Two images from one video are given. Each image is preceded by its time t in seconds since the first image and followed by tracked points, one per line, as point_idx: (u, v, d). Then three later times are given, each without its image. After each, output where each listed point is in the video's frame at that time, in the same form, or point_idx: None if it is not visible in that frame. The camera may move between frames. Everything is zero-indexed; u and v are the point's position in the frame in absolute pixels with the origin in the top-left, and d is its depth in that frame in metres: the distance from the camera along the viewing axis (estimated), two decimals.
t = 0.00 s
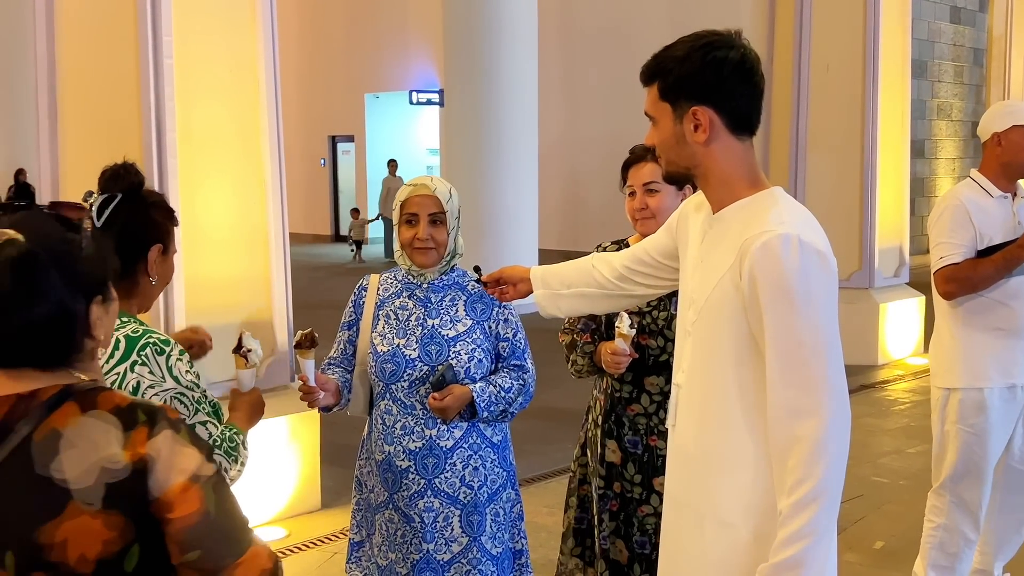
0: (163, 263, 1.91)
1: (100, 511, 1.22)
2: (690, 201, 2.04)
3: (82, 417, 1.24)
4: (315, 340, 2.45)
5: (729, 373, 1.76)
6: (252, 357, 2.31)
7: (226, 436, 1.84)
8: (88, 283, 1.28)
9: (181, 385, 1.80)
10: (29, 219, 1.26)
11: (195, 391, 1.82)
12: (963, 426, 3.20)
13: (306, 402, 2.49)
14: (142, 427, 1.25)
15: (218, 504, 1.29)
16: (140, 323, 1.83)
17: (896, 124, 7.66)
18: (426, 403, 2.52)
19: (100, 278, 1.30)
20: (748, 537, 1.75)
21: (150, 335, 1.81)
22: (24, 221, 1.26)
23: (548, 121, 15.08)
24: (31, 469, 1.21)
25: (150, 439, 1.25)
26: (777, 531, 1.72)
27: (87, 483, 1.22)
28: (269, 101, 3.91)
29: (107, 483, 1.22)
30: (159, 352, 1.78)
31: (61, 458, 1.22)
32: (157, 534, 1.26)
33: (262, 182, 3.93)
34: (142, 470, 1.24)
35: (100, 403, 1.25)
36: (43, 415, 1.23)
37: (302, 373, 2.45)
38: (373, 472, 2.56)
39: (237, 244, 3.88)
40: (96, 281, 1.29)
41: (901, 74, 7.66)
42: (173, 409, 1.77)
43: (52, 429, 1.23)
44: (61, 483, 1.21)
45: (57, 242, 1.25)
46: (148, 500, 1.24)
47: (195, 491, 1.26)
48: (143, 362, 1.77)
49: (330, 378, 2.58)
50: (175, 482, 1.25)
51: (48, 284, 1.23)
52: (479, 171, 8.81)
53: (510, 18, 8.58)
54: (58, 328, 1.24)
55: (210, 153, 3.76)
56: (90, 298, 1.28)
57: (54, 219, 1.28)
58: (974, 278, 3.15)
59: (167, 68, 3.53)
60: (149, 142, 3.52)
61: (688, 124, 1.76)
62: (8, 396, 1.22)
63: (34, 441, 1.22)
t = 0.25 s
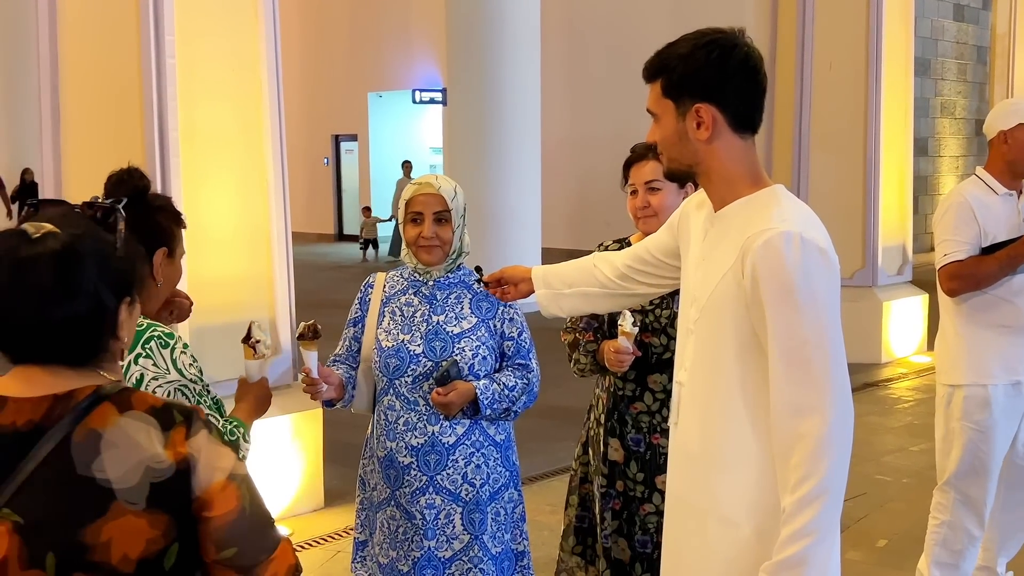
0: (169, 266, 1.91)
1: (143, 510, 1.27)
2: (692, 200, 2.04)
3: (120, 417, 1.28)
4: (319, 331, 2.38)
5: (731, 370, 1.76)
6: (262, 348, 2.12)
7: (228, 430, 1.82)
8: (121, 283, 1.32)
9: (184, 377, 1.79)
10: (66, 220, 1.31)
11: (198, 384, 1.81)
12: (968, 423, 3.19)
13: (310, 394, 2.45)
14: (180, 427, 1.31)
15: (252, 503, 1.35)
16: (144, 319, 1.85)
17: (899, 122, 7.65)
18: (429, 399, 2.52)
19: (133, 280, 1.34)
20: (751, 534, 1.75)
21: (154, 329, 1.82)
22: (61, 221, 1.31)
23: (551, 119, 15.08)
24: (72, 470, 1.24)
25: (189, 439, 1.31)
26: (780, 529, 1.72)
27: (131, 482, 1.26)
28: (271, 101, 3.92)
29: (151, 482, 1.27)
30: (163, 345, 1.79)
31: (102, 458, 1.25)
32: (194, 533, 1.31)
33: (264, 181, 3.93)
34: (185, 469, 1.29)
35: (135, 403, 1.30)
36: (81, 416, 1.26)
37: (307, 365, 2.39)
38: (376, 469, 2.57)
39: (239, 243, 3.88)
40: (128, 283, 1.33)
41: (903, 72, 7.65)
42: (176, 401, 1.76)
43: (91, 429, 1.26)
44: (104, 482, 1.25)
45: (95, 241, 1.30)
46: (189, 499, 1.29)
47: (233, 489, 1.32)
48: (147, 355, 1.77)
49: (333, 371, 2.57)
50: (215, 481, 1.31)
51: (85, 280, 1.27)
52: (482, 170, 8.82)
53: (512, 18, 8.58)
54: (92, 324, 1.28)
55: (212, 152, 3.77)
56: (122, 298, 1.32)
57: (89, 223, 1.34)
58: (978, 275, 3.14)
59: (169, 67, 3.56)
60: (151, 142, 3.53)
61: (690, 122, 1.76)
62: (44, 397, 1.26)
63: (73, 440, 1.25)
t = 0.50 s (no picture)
0: (169, 265, 1.91)
1: (160, 512, 1.27)
2: (692, 198, 2.04)
3: (134, 418, 1.27)
4: (318, 328, 2.37)
5: (732, 369, 1.75)
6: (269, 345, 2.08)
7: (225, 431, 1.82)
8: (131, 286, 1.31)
9: (182, 378, 1.79)
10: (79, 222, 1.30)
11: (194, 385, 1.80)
12: (972, 422, 3.19)
13: (310, 390, 2.44)
14: (192, 428, 1.31)
15: (265, 501, 1.35)
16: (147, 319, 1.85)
17: (901, 121, 7.64)
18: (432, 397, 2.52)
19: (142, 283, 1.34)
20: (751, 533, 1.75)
21: (152, 328, 1.81)
22: (73, 222, 1.31)
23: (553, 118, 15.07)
24: (87, 473, 1.24)
25: (202, 440, 1.31)
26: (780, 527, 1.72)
27: (147, 485, 1.26)
28: (273, 100, 3.92)
29: (168, 484, 1.27)
30: (162, 346, 1.79)
31: (118, 461, 1.25)
32: (208, 532, 1.31)
33: (266, 180, 3.93)
34: (201, 470, 1.29)
35: (146, 405, 1.29)
36: (94, 419, 1.26)
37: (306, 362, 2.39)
38: (377, 468, 2.57)
39: (240, 242, 3.88)
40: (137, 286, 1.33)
41: (906, 71, 7.64)
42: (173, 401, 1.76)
43: (105, 431, 1.26)
44: (119, 485, 1.25)
45: (106, 244, 1.29)
46: (205, 500, 1.30)
47: (246, 488, 1.32)
48: (146, 355, 1.77)
49: (334, 368, 2.57)
50: (230, 480, 1.31)
51: (97, 282, 1.26)
52: (484, 169, 8.81)
53: (514, 17, 8.58)
54: (103, 325, 1.27)
55: (214, 151, 3.77)
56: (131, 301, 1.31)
57: (102, 224, 1.33)
58: (983, 274, 3.14)
59: (171, 67, 3.55)
60: (153, 141, 3.54)
61: (696, 117, 1.76)
62: (56, 401, 1.25)
63: (87, 443, 1.25)
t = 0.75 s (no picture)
0: (168, 262, 1.91)
1: (160, 521, 1.26)
2: (694, 198, 2.03)
3: (135, 427, 1.26)
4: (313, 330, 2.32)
5: (729, 368, 1.75)
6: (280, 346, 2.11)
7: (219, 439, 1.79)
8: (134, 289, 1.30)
9: (177, 385, 1.79)
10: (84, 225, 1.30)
11: (190, 391, 1.79)
12: (975, 421, 3.18)
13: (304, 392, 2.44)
14: (194, 436, 1.30)
15: (266, 509, 1.35)
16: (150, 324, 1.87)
17: (904, 120, 7.62)
18: (434, 397, 2.51)
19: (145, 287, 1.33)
20: (747, 532, 1.75)
21: (152, 334, 1.82)
22: (81, 224, 1.29)
23: (556, 118, 15.06)
24: (86, 481, 1.23)
25: (203, 448, 1.30)
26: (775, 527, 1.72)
27: (147, 494, 1.25)
28: (274, 100, 3.91)
29: (168, 494, 1.26)
30: (159, 351, 1.80)
31: (118, 470, 1.24)
32: (208, 541, 1.31)
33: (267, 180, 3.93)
34: (201, 479, 1.28)
35: (148, 412, 1.28)
36: (95, 426, 1.25)
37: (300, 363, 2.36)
38: (378, 469, 2.56)
39: (241, 242, 3.88)
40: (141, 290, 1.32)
41: (908, 70, 7.62)
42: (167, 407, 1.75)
43: (106, 439, 1.24)
44: (119, 494, 1.24)
45: (111, 246, 1.28)
46: (206, 508, 1.29)
47: (248, 496, 1.32)
48: (143, 360, 1.78)
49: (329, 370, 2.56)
50: (232, 489, 1.30)
51: (100, 285, 1.25)
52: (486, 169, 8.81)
53: (515, 17, 8.57)
54: (107, 328, 1.26)
55: (215, 151, 3.77)
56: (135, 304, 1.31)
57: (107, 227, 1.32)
58: (988, 274, 3.14)
59: (172, 67, 3.55)
60: (154, 140, 3.54)
61: (701, 113, 1.75)
62: (57, 408, 1.24)
63: (87, 452, 1.23)
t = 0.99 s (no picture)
0: (169, 262, 1.91)
1: (150, 529, 1.24)
2: (695, 199, 2.03)
3: (130, 431, 1.25)
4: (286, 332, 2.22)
5: (726, 367, 1.75)
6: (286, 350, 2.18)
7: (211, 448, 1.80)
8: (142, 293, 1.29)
9: (172, 390, 1.79)
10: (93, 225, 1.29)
11: (185, 398, 1.80)
12: (976, 420, 3.18)
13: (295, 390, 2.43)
14: (190, 444, 1.28)
15: (262, 519, 1.33)
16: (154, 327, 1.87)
17: (906, 120, 7.61)
18: (436, 397, 2.51)
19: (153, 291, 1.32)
20: (743, 532, 1.74)
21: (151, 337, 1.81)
22: (89, 226, 1.29)
23: (557, 117, 15.06)
24: (78, 484, 1.22)
25: (199, 457, 1.28)
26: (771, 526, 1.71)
27: (137, 500, 1.24)
28: (274, 100, 3.92)
29: (159, 501, 1.25)
30: (159, 355, 1.79)
31: (110, 474, 1.23)
32: (200, 551, 1.28)
33: (268, 179, 3.93)
34: (193, 487, 1.26)
35: (146, 417, 1.27)
36: (91, 428, 1.25)
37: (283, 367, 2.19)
38: (378, 469, 2.56)
39: (241, 242, 3.88)
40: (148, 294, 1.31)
41: (911, 69, 7.61)
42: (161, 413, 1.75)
43: (101, 442, 1.24)
44: (110, 498, 1.23)
45: (121, 249, 1.27)
46: (198, 518, 1.27)
47: (242, 507, 1.30)
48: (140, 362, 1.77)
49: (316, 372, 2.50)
50: (225, 499, 1.28)
51: (108, 288, 1.24)
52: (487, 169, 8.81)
53: (517, 17, 8.57)
54: (113, 333, 1.26)
55: (215, 151, 3.77)
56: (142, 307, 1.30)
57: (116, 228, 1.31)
58: (992, 273, 3.14)
59: (173, 67, 3.56)
60: (154, 141, 3.55)
61: (698, 112, 1.75)
62: (54, 407, 1.25)
63: (81, 454, 1.23)
